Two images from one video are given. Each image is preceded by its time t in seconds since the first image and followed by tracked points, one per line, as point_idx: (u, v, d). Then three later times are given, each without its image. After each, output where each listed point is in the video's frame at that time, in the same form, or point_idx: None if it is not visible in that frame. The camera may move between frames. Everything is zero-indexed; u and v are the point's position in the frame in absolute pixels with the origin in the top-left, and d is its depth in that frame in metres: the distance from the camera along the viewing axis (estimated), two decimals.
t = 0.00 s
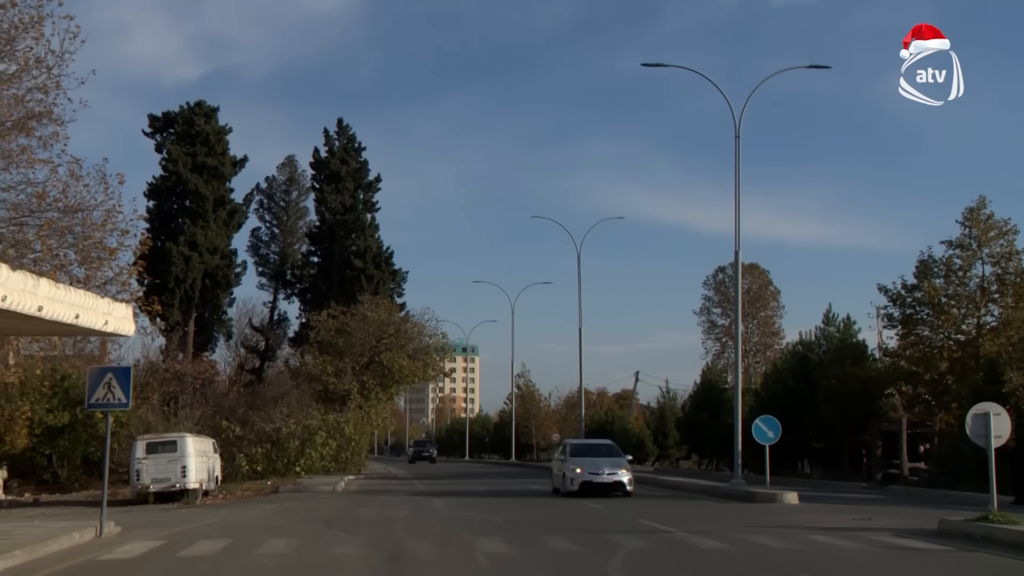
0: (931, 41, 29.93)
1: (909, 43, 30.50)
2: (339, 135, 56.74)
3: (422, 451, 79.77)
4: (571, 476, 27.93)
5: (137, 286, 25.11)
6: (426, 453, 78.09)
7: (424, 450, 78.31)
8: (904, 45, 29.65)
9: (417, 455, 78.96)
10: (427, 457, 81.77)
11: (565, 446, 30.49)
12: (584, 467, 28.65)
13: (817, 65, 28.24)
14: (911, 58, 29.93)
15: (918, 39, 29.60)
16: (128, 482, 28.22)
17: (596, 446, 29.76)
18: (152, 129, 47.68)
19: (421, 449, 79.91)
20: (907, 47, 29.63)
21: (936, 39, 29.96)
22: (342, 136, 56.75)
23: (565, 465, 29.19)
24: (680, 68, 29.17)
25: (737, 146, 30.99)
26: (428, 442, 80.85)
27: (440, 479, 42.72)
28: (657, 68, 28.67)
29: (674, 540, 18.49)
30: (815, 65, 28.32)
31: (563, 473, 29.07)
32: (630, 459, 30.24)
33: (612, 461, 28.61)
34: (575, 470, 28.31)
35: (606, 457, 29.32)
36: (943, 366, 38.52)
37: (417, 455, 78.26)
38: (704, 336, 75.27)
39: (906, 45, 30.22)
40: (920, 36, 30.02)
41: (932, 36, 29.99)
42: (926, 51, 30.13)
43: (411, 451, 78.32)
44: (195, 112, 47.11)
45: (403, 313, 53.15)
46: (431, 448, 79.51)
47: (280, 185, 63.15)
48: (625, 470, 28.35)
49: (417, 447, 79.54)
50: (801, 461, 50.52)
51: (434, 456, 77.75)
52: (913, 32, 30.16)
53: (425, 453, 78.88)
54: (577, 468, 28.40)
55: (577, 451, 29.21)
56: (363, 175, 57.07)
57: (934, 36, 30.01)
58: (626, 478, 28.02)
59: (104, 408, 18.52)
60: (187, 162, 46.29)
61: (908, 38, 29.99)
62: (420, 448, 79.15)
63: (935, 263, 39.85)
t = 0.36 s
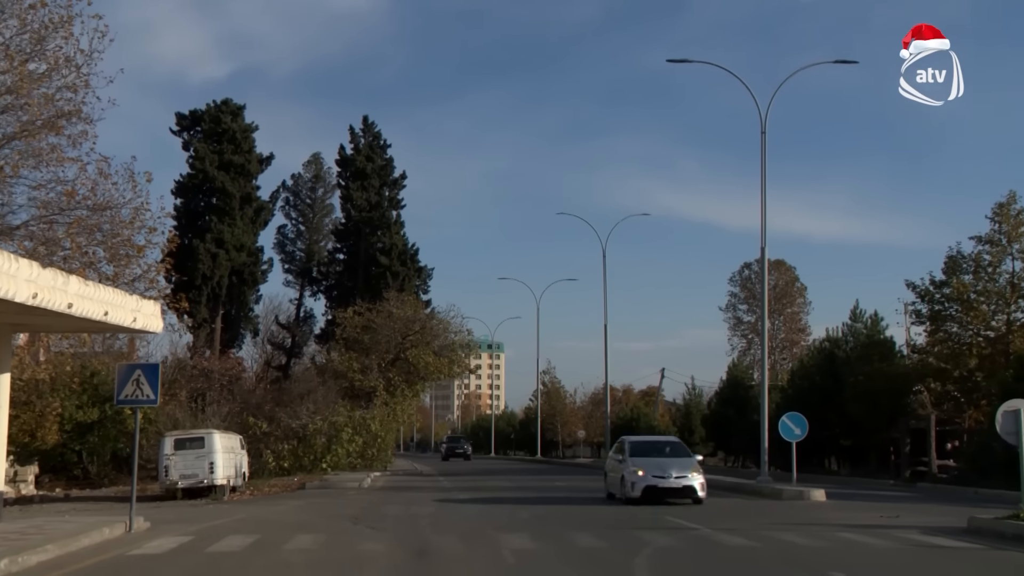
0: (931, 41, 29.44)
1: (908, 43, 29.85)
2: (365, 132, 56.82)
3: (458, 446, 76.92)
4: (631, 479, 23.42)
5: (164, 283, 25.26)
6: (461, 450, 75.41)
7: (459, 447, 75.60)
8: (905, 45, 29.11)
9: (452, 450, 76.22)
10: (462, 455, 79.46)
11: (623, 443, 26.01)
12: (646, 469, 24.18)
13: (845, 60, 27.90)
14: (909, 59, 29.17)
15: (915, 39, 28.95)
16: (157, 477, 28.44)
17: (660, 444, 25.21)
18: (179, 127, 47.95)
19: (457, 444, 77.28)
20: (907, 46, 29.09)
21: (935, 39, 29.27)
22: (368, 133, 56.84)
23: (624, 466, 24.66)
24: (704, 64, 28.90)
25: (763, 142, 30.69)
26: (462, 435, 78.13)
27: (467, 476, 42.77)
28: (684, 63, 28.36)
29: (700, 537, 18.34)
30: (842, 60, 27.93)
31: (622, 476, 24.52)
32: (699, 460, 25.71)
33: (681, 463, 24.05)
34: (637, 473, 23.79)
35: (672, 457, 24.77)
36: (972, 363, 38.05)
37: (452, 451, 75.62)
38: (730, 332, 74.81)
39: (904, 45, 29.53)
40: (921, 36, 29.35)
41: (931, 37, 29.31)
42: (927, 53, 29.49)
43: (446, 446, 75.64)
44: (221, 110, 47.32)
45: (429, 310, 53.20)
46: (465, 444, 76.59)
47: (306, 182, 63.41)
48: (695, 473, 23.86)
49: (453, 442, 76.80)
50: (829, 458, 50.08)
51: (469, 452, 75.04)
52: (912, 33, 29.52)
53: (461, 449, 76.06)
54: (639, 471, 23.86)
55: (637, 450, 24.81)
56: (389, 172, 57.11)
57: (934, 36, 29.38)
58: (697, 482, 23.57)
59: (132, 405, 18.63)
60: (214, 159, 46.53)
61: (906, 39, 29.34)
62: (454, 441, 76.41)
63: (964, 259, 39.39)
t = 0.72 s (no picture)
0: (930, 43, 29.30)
1: (909, 43, 29.68)
2: (392, 129, 56.95)
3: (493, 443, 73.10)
4: (710, 486, 19.16)
5: (194, 280, 25.43)
6: (496, 447, 71.33)
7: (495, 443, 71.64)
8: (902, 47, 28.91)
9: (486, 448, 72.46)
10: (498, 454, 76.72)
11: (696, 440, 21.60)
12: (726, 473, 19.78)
13: (874, 54, 27.53)
14: (911, 59, 29.02)
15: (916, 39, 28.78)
16: (187, 473, 28.63)
17: (741, 443, 20.71)
18: (208, 124, 48.25)
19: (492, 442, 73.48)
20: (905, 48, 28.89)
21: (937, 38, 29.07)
22: (395, 130, 56.95)
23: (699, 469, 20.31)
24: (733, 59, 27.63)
25: (790, 137, 30.44)
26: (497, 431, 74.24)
27: (495, 473, 42.81)
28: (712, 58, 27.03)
29: (728, 534, 18.22)
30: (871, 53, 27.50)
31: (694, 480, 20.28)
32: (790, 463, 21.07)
33: (770, 467, 19.71)
34: (716, 480, 19.40)
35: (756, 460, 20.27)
36: (1005, 359, 37.27)
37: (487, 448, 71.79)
38: (758, 329, 74.32)
39: (907, 45, 29.34)
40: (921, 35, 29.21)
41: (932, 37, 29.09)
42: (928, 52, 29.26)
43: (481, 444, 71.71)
44: (250, 108, 47.58)
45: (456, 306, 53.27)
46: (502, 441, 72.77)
47: (333, 179, 63.54)
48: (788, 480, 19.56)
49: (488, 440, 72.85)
50: (858, 455, 49.63)
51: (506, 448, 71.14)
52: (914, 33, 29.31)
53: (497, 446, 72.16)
54: (718, 475, 19.64)
55: (713, 449, 20.42)
56: (416, 169, 57.22)
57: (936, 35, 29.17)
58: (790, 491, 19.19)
59: (163, 400, 18.77)
60: (242, 157, 46.78)
61: (909, 38, 29.16)
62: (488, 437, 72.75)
63: (996, 254, 38.94)
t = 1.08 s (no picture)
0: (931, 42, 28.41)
1: (907, 44, 28.97)
2: (422, 124, 57.01)
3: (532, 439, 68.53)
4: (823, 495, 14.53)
5: (226, 276, 25.56)
6: (537, 443, 66.84)
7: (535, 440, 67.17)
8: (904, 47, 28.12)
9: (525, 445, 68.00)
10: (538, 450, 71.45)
11: (794, 434, 16.90)
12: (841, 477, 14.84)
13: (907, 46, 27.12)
14: (908, 61, 28.10)
15: (915, 39, 27.99)
16: (220, 467, 28.86)
17: (853, 440, 15.90)
18: (239, 120, 48.53)
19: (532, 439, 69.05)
20: (908, 47, 28.17)
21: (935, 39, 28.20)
22: (425, 125, 57.00)
23: (805, 472, 15.57)
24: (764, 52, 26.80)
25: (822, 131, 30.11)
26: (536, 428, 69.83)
27: (526, 467, 42.81)
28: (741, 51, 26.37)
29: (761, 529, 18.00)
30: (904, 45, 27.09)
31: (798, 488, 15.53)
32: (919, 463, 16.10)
33: (899, 468, 14.94)
34: (829, 487, 14.65)
35: (877, 460, 15.39)
36: None
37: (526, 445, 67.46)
38: (790, 323, 73.74)
39: (905, 46, 28.54)
40: (920, 36, 28.39)
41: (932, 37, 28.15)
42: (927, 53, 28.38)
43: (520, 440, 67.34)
44: (281, 104, 47.79)
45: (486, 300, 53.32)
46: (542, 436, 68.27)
47: (363, 174, 63.94)
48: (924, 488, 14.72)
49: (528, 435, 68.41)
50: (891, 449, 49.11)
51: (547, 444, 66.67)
52: (913, 33, 28.52)
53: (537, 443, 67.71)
54: (831, 479, 14.77)
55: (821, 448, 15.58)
56: (446, 164, 57.27)
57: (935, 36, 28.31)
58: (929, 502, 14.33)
59: (196, 394, 18.88)
60: (273, 152, 47.01)
61: (906, 39, 28.25)
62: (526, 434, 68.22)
63: None
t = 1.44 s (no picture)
0: (932, 42, 28.81)
1: (910, 44, 29.46)
2: (452, 117, 56.95)
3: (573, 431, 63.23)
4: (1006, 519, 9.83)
5: (257, 268, 25.71)
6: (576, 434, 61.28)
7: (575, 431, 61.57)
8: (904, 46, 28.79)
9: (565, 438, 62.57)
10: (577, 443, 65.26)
11: (942, 432, 12.26)
12: None
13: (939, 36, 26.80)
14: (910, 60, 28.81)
15: (917, 39, 28.51)
16: (252, 459, 29.09)
17: None
18: (270, 113, 48.75)
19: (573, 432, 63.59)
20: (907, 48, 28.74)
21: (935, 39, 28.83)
22: (455, 118, 56.92)
23: (970, 486, 10.84)
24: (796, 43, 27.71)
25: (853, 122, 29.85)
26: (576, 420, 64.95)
27: (556, 459, 42.74)
28: (773, 42, 27.44)
29: (791, 522, 17.83)
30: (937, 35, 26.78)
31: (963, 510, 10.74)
32: None
33: None
34: (1014, 508, 9.89)
35: None
36: None
37: (565, 437, 62.03)
38: (821, 315, 73.05)
39: (907, 47, 29.17)
40: (921, 36, 28.93)
41: (932, 36, 28.70)
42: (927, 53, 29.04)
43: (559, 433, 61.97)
44: (311, 97, 47.89)
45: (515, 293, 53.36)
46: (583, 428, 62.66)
47: (393, 167, 64.10)
48: None
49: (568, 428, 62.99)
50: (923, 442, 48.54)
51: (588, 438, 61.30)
52: (913, 33, 29.01)
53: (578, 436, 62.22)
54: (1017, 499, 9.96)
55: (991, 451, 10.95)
56: (475, 156, 57.17)
57: (934, 36, 28.97)
58: None
59: (228, 386, 19.01)
60: (304, 145, 47.21)
61: (906, 39, 28.92)
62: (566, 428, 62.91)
63: None
